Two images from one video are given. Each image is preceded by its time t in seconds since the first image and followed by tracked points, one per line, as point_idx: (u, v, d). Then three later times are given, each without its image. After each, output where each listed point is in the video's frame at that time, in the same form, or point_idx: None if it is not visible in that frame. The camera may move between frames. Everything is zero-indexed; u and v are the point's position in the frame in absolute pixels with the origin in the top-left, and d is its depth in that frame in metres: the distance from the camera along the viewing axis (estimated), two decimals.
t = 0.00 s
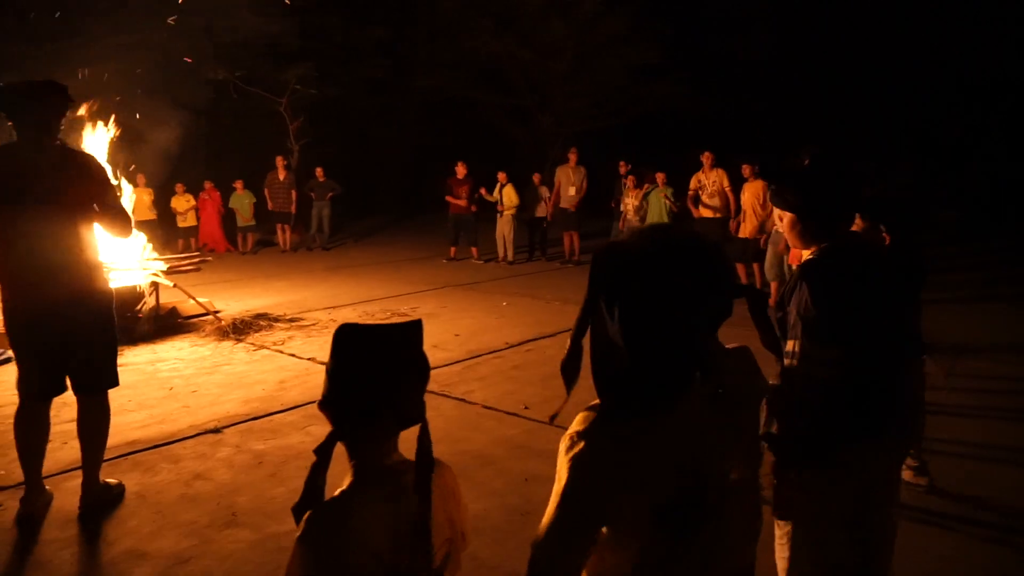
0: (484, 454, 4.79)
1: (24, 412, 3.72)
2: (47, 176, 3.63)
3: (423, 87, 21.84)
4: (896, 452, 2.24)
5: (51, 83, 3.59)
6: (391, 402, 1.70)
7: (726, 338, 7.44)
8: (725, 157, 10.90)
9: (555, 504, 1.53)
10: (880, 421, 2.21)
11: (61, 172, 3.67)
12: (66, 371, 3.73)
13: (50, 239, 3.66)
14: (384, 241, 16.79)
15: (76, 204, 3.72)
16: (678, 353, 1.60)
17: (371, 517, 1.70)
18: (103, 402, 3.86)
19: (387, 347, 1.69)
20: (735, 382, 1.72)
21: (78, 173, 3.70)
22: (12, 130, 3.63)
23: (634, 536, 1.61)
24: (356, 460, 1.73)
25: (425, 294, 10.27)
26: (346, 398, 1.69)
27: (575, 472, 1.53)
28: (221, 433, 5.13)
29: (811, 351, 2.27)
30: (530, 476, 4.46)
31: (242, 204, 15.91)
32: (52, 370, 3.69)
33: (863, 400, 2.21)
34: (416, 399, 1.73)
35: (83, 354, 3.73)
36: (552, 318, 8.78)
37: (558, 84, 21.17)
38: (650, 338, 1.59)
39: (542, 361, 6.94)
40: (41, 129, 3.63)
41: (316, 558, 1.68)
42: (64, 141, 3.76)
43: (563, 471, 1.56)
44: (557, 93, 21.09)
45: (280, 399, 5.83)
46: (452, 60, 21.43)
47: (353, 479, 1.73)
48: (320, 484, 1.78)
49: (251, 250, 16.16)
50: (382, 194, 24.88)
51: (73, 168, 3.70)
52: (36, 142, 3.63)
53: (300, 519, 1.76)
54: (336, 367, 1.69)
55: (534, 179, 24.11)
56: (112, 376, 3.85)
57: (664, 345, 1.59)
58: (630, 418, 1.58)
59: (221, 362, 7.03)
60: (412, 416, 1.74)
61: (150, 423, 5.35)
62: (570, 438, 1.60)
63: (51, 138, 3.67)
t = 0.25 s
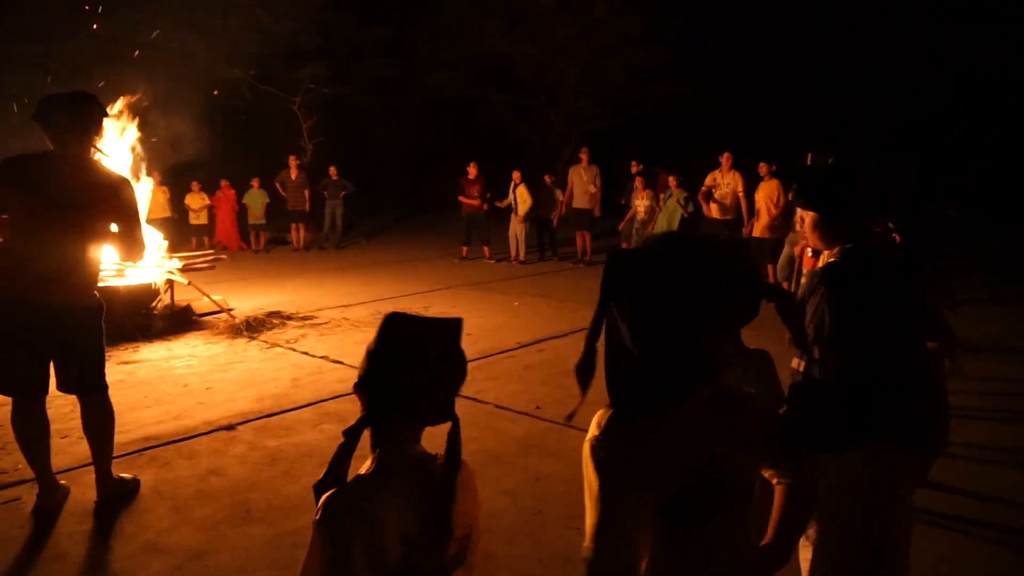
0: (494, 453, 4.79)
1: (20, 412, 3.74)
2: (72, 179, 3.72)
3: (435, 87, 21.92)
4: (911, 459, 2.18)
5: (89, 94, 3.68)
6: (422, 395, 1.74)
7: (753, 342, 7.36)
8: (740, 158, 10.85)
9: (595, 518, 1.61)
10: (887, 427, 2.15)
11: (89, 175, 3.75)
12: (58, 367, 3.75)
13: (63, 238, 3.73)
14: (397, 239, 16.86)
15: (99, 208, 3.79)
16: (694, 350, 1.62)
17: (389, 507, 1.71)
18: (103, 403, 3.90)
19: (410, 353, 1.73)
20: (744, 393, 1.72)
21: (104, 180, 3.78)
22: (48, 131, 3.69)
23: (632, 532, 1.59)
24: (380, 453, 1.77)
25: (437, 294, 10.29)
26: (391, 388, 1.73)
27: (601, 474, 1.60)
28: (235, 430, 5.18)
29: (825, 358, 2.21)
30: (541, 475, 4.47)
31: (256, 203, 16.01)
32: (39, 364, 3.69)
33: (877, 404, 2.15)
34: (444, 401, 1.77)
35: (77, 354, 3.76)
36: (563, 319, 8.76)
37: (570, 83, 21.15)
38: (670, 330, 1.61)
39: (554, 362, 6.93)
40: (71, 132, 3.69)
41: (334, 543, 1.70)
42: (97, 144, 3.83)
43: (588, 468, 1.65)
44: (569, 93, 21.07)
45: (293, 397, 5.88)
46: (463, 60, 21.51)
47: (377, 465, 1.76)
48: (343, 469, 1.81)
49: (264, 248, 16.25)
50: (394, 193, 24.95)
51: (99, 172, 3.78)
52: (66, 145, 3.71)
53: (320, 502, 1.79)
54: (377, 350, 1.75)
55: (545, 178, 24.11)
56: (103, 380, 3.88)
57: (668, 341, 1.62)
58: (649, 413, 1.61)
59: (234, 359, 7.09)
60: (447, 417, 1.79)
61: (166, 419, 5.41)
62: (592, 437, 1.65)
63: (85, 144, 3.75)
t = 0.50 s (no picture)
0: (504, 452, 4.82)
1: (44, 405, 3.79)
2: (81, 171, 3.70)
3: (446, 87, 21.99)
4: (929, 458, 2.23)
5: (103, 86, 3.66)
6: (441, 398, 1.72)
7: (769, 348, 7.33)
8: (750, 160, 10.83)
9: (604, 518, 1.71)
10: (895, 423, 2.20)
11: (99, 167, 3.74)
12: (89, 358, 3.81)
13: (81, 229, 3.74)
14: (405, 239, 16.92)
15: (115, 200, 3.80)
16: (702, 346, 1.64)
17: (397, 508, 1.74)
18: (127, 394, 3.94)
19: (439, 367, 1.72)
20: (768, 394, 1.72)
21: (116, 172, 3.77)
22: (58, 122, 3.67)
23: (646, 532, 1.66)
24: (387, 454, 1.77)
25: (447, 294, 10.31)
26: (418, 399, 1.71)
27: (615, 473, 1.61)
28: (246, 427, 5.21)
29: (842, 364, 2.22)
30: (550, 476, 4.47)
31: (266, 202, 16.10)
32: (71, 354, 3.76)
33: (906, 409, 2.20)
34: (456, 406, 1.75)
35: (105, 346, 3.81)
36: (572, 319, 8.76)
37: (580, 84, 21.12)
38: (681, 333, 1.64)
39: (563, 362, 6.93)
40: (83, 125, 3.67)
41: (333, 539, 1.69)
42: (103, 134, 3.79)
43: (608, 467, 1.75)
44: (579, 93, 21.05)
45: (303, 395, 5.90)
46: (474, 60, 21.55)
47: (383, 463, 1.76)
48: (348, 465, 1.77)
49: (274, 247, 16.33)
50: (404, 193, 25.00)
51: (107, 164, 3.75)
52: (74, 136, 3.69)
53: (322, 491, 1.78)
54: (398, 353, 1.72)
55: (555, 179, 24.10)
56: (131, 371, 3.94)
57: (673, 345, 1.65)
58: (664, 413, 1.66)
59: (244, 358, 7.12)
60: (457, 422, 1.79)
61: (177, 416, 5.44)
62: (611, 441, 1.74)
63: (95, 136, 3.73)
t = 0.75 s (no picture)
0: (512, 456, 4.83)
1: (84, 407, 3.88)
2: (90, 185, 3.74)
3: (455, 91, 22.06)
4: (934, 464, 2.25)
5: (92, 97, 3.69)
6: (432, 399, 1.74)
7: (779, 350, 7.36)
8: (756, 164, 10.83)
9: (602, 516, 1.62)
10: (915, 433, 2.21)
11: (109, 180, 3.77)
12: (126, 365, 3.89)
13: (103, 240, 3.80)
14: (413, 241, 16.98)
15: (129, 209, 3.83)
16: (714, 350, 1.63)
17: (406, 513, 1.71)
18: (146, 395, 3.97)
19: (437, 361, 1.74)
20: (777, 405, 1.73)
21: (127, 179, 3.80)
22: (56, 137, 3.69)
23: (659, 541, 1.61)
24: (392, 462, 1.75)
25: (455, 296, 10.35)
26: (399, 395, 1.71)
27: (626, 481, 1.61)
28: (254, 429, 5.24)
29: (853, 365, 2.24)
30: (557, 480, 4.48)
31: (276, 204, 16.19)
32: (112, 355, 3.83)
33: (909, 406, 2.19)
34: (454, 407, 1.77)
35: (140, 348, 3.88)
36: (580, 323, 8.77)
37: (589, 87, 21.12)
38: (687, 337, 1.64)
39: (570, 366, 6.95)
40: (82, 135, 3.70)
41: (341, 548, 1.67)
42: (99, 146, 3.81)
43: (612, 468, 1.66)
44: (588, 96, 21.06)
45: (311, 397, 5.93)
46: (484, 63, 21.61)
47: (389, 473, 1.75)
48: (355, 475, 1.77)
49: (283, 248, 16.42)
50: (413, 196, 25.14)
51: (113, 174, 3.78)
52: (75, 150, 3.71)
53: (336, 502, 1.75)
54: (378, 365, 1.72)
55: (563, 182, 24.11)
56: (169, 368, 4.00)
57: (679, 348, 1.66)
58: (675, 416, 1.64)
59: (253, 359, 7.16)
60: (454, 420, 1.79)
61: (187, 417, 5.49)
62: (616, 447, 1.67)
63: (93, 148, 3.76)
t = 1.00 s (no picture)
0: (520, 458, 4.82)
1: (89, 406, 3.88)
2: (100, 180, 3.77)
3: (462, 92, 22.15)
4: (944, 468, 2.23)
5: (107, 90, 3.70)
6: (433, 413, 1.76)
7: (784, 352, 7.36)
8: (761, 167, 10.85)
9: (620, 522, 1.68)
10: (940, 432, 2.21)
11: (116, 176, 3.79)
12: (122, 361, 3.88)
13: (106, 236, 3.81)
14: (420, 243, 17.03)
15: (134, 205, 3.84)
16: (723, 355, 1.61)
17: (419, 522, 1.73)
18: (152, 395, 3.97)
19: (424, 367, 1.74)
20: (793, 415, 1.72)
21: (136, 175, 3.81)
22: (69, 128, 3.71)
23: (674, 545, 1.63)
24: (397, 471, 1.79)
25: (462, 298, 10.36)
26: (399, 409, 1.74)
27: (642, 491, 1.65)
28: (263, 429, 5.25)
29: (859, 365, 2.21)
30: (564, 482, 4.47)
31: (284, 205, 16.25)
32: (110, 353, 3.83)
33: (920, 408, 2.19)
34: (457, 413, 1.79)
35: (138, 347, 3.87)
36: (587, 325, 8.76)
37: (596, 89, 21.12)
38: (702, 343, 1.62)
39: (577, 367, 6.95)
40: (93, 130, 3.72)
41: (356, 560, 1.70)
42: (110, 139, 3.84)
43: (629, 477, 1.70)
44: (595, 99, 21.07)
45: (320, 398, 5.94)
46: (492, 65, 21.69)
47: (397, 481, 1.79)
48: (363, 485, 1.83)
49: (291, 250, 16.47)
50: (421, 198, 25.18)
51: (120, 170, 3.79)
52: (86, 144, 3.73)
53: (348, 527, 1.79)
54: (376, 375, 1.75)
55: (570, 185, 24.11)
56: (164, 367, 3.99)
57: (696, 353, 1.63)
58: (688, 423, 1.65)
59: (261, 359, 7.18)
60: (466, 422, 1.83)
61: (195, 417, 5.50)
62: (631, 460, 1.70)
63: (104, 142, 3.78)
